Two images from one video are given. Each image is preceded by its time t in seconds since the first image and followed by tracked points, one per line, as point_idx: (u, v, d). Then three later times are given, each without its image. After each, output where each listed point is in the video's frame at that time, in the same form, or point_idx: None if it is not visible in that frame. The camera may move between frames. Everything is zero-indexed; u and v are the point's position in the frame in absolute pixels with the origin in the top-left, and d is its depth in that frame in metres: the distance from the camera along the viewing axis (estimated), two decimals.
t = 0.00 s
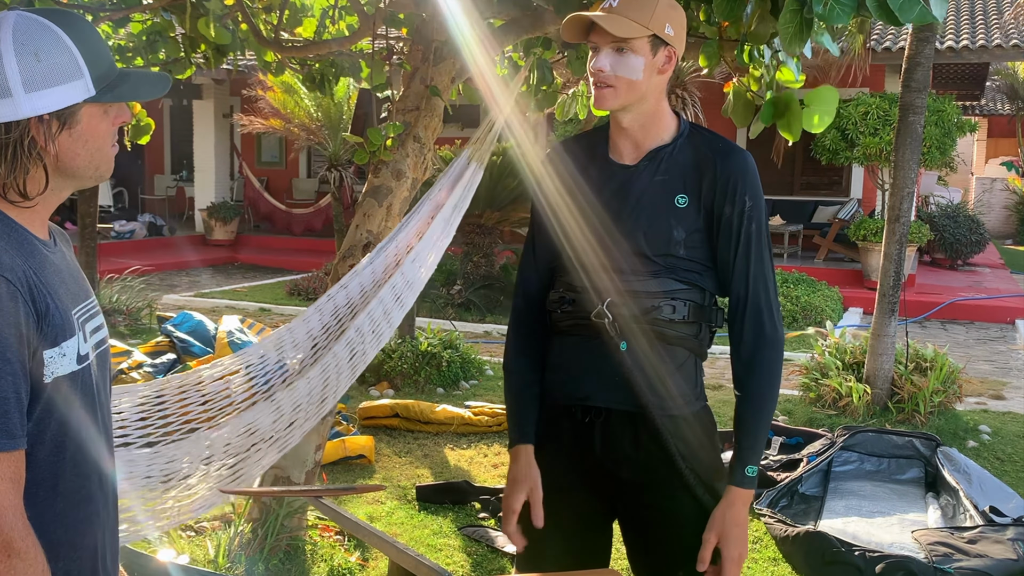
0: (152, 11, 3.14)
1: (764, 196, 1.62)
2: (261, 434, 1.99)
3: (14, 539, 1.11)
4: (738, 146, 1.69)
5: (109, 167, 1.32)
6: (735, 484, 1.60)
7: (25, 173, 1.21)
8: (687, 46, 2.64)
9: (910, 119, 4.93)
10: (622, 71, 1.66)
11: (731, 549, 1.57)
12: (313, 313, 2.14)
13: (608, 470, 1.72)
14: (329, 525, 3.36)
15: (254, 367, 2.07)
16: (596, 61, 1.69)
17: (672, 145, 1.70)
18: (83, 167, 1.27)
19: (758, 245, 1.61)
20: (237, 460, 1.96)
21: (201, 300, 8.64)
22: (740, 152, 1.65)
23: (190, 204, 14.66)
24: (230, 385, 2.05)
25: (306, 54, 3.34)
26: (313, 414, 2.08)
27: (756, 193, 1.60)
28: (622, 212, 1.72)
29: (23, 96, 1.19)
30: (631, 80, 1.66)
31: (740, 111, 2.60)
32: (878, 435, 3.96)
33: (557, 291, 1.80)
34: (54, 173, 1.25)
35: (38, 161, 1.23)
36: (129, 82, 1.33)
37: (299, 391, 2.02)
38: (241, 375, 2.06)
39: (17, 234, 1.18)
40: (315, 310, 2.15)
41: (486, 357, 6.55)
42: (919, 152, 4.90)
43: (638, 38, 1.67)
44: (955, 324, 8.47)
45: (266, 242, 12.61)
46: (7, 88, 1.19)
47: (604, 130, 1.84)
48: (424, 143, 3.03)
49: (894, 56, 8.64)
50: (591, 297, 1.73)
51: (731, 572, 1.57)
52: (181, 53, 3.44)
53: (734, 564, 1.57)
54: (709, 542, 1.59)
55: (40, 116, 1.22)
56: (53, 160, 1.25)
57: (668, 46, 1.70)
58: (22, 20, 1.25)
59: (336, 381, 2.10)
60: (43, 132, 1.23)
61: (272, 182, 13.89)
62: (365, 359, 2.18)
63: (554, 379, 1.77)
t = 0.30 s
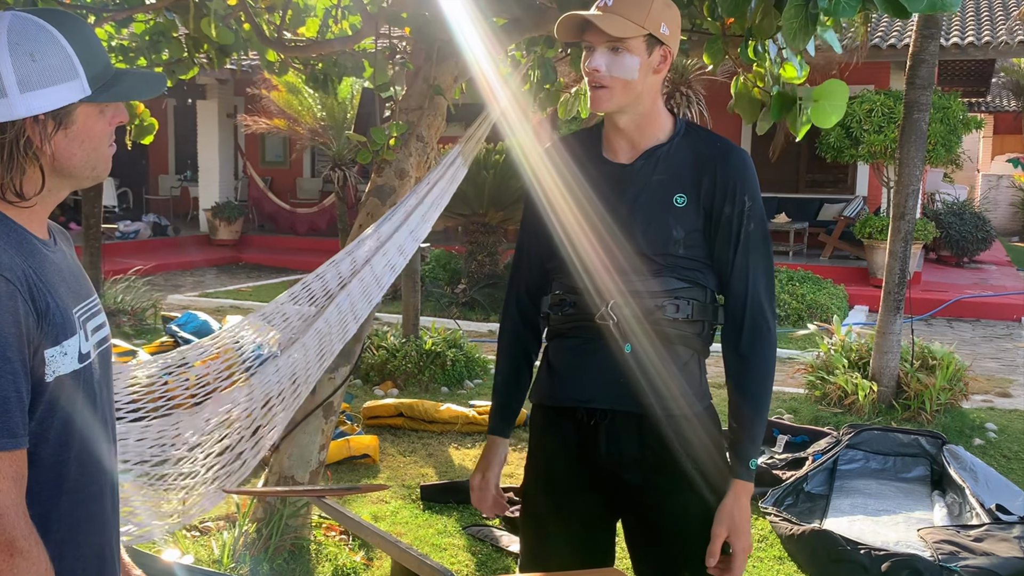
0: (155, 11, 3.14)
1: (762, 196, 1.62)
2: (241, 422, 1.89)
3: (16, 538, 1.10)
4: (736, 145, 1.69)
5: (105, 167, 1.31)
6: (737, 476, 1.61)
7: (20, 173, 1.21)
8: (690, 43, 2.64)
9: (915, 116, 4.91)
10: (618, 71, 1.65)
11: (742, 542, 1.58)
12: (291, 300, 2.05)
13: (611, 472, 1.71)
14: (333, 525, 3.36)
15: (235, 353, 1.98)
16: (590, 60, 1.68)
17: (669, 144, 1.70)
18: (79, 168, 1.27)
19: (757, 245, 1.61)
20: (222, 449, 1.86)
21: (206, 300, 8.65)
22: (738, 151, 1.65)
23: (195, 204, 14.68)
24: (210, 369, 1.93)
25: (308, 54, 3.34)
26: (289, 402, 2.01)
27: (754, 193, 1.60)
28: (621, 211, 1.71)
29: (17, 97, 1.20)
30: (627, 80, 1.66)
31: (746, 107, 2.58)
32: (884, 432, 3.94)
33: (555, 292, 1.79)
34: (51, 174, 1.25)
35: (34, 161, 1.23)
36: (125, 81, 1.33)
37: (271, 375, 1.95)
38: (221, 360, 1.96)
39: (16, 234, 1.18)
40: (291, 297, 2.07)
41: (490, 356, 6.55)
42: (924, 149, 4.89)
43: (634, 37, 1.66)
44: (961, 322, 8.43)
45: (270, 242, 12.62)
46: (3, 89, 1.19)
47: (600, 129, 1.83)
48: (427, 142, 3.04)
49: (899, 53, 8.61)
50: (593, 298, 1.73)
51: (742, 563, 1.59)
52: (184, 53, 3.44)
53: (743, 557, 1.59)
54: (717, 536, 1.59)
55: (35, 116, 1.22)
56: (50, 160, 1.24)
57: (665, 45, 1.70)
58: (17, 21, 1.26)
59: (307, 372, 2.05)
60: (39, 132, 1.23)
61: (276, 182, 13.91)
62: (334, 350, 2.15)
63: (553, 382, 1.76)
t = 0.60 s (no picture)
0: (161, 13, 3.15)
1: (764, 195, 1.61)
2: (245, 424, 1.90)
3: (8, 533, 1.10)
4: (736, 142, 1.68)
5: (114, 169, 1.31)
6: (727, 483, 1.60)
7: (32, 174, 1.22)
8: (696, 43, 2.63)
9: (922, 115, 4.89)
10: (631, 77, 1.65)
11: (720, 544, 1.57)
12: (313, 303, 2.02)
13: (615, 471, 1.71)
14: (340, 526, 3.36)
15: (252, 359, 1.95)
16: (601, 70, 1.67)
17: (670, 143, 1.70)
18: (89, 170, 1.27)
19: (758, 245, 1.60)
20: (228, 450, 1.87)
21: (213, 302, 8.68)
22: (740, 149, 1.64)
23: (201, 205, 14.73)
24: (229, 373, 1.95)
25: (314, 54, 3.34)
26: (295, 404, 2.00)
27: (755, 192, 1.59)
28: (623, 211, 1.71)
29: (28, 99, 1.20)
30: (639, 85, 1.66)
31: (751, 105, 2.58)
32: (891, 432, 3.93)
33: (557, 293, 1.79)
34: (61, 176, 1.26)
35: (45, 163, 1.23)
36: (133, 85, 1.33)
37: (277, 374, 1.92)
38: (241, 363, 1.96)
39: (24, 238, 1.19)
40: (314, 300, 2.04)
41: (496, 356, 6.55)
42: (931, 148, 4.87)
43: (643, 43, 1.66)
44: (969, 321, 8.40)
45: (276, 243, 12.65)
46: (13, 91, 1.19)
47: (602, 129, 1.83)
48: (433, 142, 3.03)
49: (906, 51, 8.58)
50: (597, 300, 1.72)
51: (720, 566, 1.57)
52: (190, 55, 3.45)
53: (723, 559, 1.57)
54: (697, 537, 1.62)
55: (46, 119, 1.22)
56: (60, 163, 1.25)
57: (666, 45, 1.71)
58: (27, 23, 1.26)
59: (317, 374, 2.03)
60: (49, 134, 1.23)
61: (282, 183, 13.94)
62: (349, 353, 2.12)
63: (555, 382, 1.76)
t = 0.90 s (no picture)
0: (169, 13, 3.16)
1: (770, 195, 1.61)
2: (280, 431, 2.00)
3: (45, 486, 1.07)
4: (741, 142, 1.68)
5: (124, 171, 1.32)
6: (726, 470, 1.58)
7: (41, 178, 1.22)
8: (704, 44, 2.63)
9: (931, 115, 4.87)
10: (629, 84, 1.64)
11: (712, 534, 1.53)
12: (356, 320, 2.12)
13: (625, 476, 1.70)
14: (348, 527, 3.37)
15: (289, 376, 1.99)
16: (598, 79, 1.66)
17: (675, 144, 1.69)
18: (99, 171, 1.28)
19: (763, 245, 1.60)
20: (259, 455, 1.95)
21: (221, 303, 8.71)
22: (745, 149, 1.64)
23: (210, 207, 14.78)
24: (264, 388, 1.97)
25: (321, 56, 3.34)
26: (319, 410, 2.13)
27: (761, 193, 1.60)
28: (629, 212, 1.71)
29: (36, 104, 1.20)
30: (639, 90, 1.65)
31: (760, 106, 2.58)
32: (901, 433, 3.91)
33: (563, 296, 1.78)
34: (70, 179, 1.26)
35: (54, 166, 1.24)
36: (142, 85, 1.33)
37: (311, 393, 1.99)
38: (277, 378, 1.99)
39: (25, 239, 1.18)
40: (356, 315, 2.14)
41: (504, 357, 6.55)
42: (941, 148, 4.84)
43: (639, 49, 1.64)
44: (980, 322, 8.35)
45: (284, 244, 12.69)
46: (22, 96, 1.19)
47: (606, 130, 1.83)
48: (441, 144, 3.03)
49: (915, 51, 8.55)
50: (604, 302, 1.71)
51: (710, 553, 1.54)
52: (198, 56, 3.45)
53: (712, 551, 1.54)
54: (692, 523, 1.54)
55: (54, 122, 1.22)
56: (69, 166, 1.25)
57: (664, 46, 1.70)
58: (34, 28, 1.26)
59: (343, 382, 2.14)
60: (57, 137, 1.24)
61: (291, 184, 13.99)
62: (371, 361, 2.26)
63: (564, 385, 1.75)
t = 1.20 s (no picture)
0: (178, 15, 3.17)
1: (774, 194, 1.61)
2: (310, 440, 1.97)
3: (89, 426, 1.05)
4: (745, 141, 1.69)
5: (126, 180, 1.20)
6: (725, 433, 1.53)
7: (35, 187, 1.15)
8: (711, 45, 2.62)
9: (941, 116, 4.84)
10: (633, 91, 1.63)
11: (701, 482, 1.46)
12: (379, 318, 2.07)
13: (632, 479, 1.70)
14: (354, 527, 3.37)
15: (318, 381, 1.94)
16: (603, 87, 1.65)
17: (679, 145, 1.69)
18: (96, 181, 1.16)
19: (767, 243, 1.60)
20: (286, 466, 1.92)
21: (229, 304, 8.73)
22: (749, 149, 1.64)
23: (218, 208, 14.83)
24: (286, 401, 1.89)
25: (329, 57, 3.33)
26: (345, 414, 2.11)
27: (766, 191, 1.60)
28: (634, 213, 1.70)
29: (25, 114, 1.10)
30: (643, 97, 1.64)
31: (768, 109, 2.56)
32: (909, 436, 3.89)
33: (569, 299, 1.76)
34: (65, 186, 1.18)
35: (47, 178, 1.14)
36: (142, 89, 1.21)
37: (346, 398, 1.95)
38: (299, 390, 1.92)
39: (17, 239, 1.16)
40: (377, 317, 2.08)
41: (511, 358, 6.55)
42: (951, 150, 4.82)
43: (643, 55, 1.63)
44: (989, 324, 8.31)
45: (292, 245, 12.73)
46: (10, 106, 1.10)
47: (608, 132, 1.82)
48: (448, 146, 3.03)
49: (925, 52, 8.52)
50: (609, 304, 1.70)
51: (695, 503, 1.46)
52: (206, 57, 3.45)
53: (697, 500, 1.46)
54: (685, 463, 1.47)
55: (45, 133, 1.12)
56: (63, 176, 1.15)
57: (668, 50, 1.69)
58: (24, 32, 1.15)
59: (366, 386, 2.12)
60: (48, 147, 1.13)
61: (299, 185, 14.02)
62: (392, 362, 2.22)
63: (571, 389, 1.75)
